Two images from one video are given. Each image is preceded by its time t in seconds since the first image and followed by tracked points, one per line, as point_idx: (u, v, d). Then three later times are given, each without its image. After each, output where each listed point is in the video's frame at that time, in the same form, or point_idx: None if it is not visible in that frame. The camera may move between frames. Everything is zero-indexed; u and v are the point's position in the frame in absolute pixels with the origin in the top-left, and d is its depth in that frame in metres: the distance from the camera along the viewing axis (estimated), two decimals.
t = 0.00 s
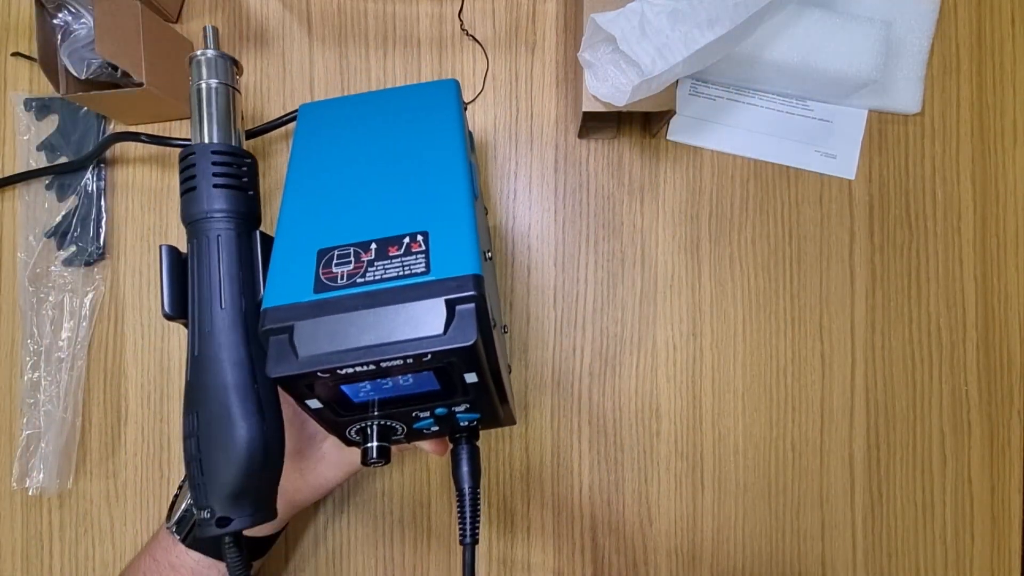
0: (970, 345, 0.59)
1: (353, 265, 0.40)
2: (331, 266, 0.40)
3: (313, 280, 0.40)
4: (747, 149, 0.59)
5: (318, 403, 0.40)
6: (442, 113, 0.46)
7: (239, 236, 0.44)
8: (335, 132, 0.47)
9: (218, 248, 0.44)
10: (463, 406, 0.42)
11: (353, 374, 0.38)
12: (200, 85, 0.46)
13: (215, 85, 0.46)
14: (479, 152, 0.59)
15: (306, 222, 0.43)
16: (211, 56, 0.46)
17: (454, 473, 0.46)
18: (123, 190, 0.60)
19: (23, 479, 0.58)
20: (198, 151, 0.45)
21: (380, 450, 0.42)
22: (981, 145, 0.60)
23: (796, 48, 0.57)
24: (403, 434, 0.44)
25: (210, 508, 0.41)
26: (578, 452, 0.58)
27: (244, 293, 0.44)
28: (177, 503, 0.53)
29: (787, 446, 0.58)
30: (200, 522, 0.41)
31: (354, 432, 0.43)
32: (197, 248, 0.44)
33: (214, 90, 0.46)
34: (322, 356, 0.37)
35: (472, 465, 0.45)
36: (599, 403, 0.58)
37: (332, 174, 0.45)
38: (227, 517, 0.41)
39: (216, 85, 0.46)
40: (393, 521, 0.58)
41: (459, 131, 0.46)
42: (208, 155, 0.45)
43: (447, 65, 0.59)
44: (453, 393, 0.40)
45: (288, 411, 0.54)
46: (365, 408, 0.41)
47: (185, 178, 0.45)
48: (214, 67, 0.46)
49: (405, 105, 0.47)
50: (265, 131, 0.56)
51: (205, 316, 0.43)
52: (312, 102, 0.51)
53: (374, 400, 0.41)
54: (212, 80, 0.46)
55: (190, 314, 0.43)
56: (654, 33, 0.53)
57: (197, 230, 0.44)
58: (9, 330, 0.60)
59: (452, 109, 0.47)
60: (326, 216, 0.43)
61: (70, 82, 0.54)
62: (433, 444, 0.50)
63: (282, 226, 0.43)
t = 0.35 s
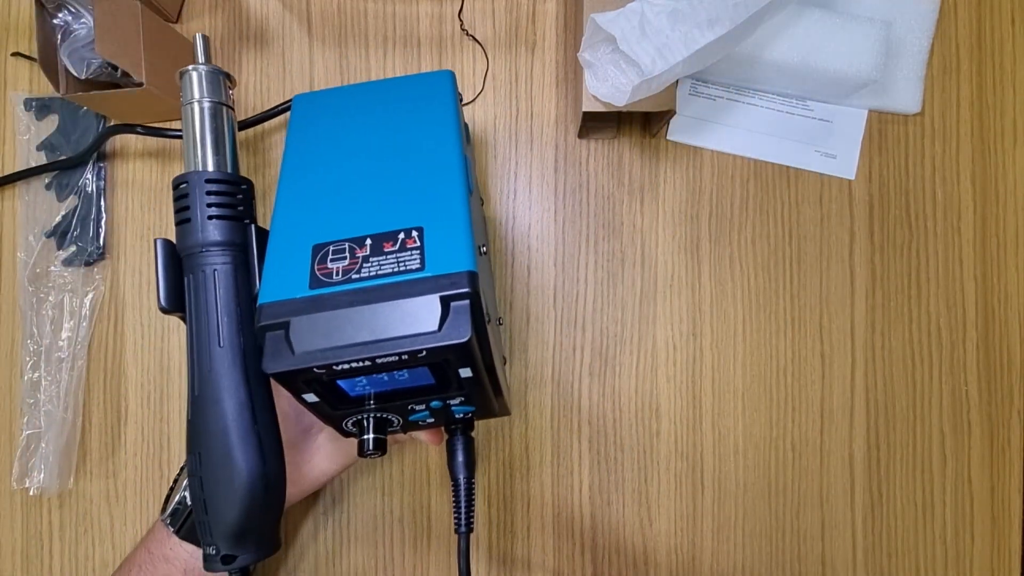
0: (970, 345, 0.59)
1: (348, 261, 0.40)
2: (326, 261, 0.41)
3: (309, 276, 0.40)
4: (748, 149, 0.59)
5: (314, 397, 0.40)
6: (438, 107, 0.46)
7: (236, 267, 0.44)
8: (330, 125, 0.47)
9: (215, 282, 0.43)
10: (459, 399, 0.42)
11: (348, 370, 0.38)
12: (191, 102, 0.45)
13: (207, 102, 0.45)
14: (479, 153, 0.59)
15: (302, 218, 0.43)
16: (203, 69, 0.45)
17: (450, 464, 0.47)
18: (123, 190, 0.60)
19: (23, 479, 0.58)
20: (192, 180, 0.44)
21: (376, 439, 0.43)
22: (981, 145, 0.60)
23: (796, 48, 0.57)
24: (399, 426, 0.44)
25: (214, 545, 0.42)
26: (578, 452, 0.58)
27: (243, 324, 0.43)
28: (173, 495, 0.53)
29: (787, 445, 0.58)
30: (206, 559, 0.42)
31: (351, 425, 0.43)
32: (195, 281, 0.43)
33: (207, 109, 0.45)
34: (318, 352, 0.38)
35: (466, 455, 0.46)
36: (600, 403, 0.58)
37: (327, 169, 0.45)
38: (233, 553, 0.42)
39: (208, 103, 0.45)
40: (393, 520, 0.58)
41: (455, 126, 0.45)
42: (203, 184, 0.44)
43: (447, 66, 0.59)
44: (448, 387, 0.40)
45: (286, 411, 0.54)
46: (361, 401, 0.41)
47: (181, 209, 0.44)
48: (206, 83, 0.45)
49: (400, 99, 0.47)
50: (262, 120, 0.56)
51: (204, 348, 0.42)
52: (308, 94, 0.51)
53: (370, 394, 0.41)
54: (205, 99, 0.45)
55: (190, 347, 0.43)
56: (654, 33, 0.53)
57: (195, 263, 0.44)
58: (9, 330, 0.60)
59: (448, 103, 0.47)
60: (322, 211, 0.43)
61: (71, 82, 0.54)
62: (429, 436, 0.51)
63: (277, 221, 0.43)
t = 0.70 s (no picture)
0: (970, 345, 0.59)
1: (346, 253, 0.40)
2: (324, 253, 0.40)
3: (307, 268, 0.40)
4: (748, 149, 0.59)
5: (310, 390, 0.40)
6: (437, 103, 0.46)
7: (234, 260, 0.44)
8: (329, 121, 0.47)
9: (213, 274, 0.43)
10: (456, 394, 0.42)
11: (345, 361, 0.37)
12: (191, 97, 0.45)
13: (207, 97, 0.45)
14: (479, 153, 0.59)
15: (299, 211, 0.43)
16: (204, 64, 0.45)
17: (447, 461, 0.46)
18: (122, 190, 0.60)
19: (23, 479, 0.58)
20: (191, 173, 0.44)
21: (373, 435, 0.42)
22: (981, 145, 0.60)
23: (796, 48, 0.57)
24: (396, 421, 0.44)
25: (208, 540, 0.42)
26: (578, 453, 0.58)
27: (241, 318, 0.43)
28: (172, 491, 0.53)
29: (788, 446, 0.58)
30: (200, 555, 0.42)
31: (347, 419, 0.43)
32: (193, 274, 0.43)
33: (207, 103, 0.45)
34: (315, 342, 0.38)
35: (464, 453, 0.45)
36: (599, 403, 0.58)
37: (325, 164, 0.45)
38: (227, 548, 0.41)
39: (208, 98, 0.45)
40: (392, 521, 0.58)
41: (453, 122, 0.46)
42: (202, 177, 0.44)
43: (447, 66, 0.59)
44: (445, 381, 0.40)
45: (286, 411, 0.54)
46: (358, 394, 0.41)
47: (180, 202, 0.44)
48: (207, 78, 0.45)
49: (399, 95, 0.47)
50: (264, 119, 0.56)
51: (201, 341, 0.42)
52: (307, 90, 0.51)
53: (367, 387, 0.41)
54: (206, 94, 0.45)
55: (186, 339, 0.43)
56: (654, 32, 0.53)
57: (193, 256, 0.44)
58: (9, 330, 0.60)
59: (447, 99, 0.47)
60: (320, 204, 0.43)
61: (70, 82, 0.54)
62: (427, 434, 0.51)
63: (275, 214, 0.43)
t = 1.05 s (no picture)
0: (970, 345, 0.59)
1: (336, 206, 0.39)
2: (314, 208, 0.40)
3: (296, 221, 0.39)
4: (748, 149, 0.59)
5: (296, 350, 0.39)
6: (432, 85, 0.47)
7: (226, 232, 0.43)
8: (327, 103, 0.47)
9: (204, 243, 0.42)
10: (448, 362, 0.40)
11: (330, 309, 0.37)
12: (195, 82, 0.46)
13: (211, 82, 0.46)
14: (479, 152, 0.59)
15: (291, 175, 0.42)
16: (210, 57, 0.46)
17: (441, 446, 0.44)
18: (122, 190, 0.60)
19: (23, 479, 0.58)
20: (189, 146, 0.44)
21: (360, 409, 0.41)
22: (981, 145, 0.60)
23: (796, 48, 0.57)
24: (386, 400, 0.43)
25: (179, 514, 0.39)
26: (578, 453, 0.58)
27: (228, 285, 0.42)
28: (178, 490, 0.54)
29: (788, 446, 0.58)
30: (169, 532, 0.39)
31: (336, 394, 0.42)
32: (183, 242, 0.42)
33: (209, 87, 0.45)
34: (301, 286, 0.37)
35: (459, 437, 0.44)
36: (600, 402, 0.58)
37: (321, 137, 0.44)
38: (198, 523, 0.38)
39: (211, 83, 0.46)
40: (393, 521, 0.58)
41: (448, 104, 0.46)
42: (199, 150, 0.44)
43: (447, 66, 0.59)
44: (435, 342, 0.39)
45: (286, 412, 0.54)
46: (346, 361, 0.40)
47: (176, 174, 0.44)
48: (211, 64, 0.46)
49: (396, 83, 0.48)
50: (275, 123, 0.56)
51: (187, 307, 0.41)
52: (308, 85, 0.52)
53: (356, 350, 0.39)
54: (209, 78, 0.46)
55: (172, 307, 0.42)
56: (654, 33, 0.53)
57: (185, 226, 0.43)
58: (9, 330, 0.60)
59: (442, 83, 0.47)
60: (312, 168, 0.42)
61: (70, 82, 0.54)
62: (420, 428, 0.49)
63: (267, 178, 0.43)
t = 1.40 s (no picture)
0: (970, 344, 0.59)
1: (328, 144, 0.37)
2: (307, 148, 0.37)
3: (287, 158, 0.37)
4: (748, 149, 0.59)
5: (286, 284, 0.36)
6: (427, 68, 0.47)
7: (222, 193, 0.41)
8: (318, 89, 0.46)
9: (199, 203, 0.41)
10: (447, 302, 0.38)
11: (322, 227, 0.34)
12: (201, 69, 0.45)
13: (214, 69, 0.45)
14: (478, 152, 0.59)
15: (285, 132, 0.40)
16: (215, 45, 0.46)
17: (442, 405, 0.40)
18: (122, 190, 0.59)
19: (23, 479, 0.58)
20: (189, 116, 0.43)
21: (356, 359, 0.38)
22: (981, 145, 0.60)
23: (796, 48, 0.57)
24: (384, 353, 0.39)
25: (154, 460, 0.35)
26: (578, 453, 0.58)
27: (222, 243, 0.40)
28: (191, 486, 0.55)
29: (788, 446, 0.58)
30: (142, 484, 0.36)
31: (329, 343, 0.39)
32: (179, 203, 0.41)
33: (213, 74, 0.45)
34: (288, 205, 0.34)
35: (461, 394, 0.40)
36: (599, 402, 0.58)
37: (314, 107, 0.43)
38: (173, 466, 0.35)
39: (215, 70, 0.45)
40: (393, 521, 0.58)
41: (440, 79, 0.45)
42: (200, 119, 0.43)
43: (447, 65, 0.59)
44: (433, 275, 0.37)
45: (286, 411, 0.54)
46: (339, 299, 0.37)
47: (175, 141, 0.43)
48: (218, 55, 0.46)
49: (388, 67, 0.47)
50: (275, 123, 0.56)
51: (177, 262, 0.39)
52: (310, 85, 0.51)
53: (349, 286, 0.37)
54: (214, 65, 0.45)
55: (163, 264, 0.40)
56: (654, 33, 0.53)
57: (181, 187, 0.41)
58: (9, 330, 0.60)
59: (434, 66, 0.47)
60: (307, 125, 0.40)
61: (70, 82, 0.54)
62: (419, 403, 0.45)
63: (263, 139, 0.41)
